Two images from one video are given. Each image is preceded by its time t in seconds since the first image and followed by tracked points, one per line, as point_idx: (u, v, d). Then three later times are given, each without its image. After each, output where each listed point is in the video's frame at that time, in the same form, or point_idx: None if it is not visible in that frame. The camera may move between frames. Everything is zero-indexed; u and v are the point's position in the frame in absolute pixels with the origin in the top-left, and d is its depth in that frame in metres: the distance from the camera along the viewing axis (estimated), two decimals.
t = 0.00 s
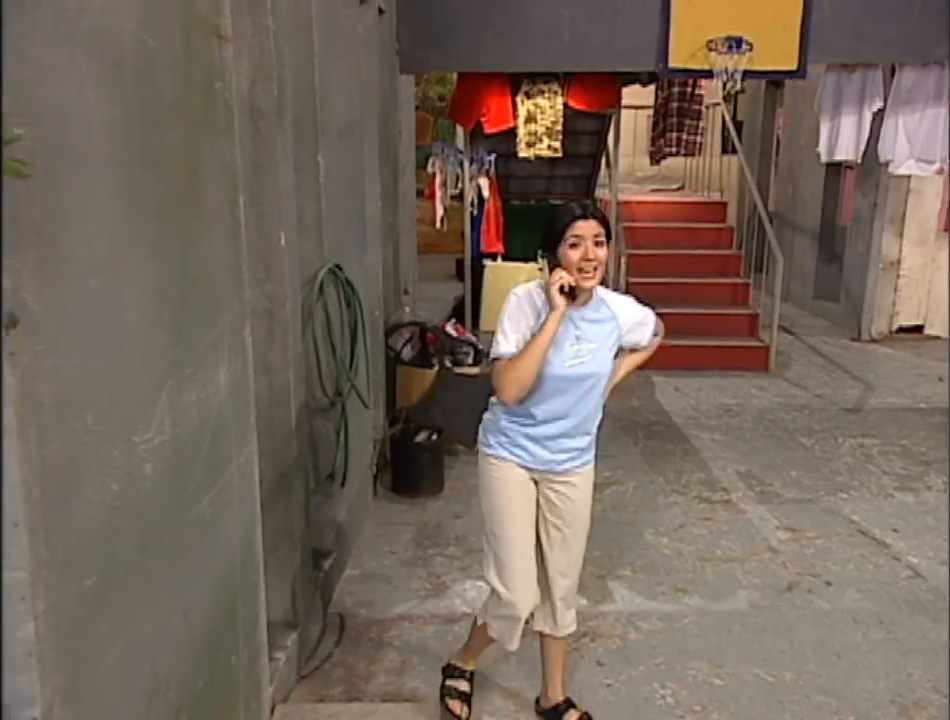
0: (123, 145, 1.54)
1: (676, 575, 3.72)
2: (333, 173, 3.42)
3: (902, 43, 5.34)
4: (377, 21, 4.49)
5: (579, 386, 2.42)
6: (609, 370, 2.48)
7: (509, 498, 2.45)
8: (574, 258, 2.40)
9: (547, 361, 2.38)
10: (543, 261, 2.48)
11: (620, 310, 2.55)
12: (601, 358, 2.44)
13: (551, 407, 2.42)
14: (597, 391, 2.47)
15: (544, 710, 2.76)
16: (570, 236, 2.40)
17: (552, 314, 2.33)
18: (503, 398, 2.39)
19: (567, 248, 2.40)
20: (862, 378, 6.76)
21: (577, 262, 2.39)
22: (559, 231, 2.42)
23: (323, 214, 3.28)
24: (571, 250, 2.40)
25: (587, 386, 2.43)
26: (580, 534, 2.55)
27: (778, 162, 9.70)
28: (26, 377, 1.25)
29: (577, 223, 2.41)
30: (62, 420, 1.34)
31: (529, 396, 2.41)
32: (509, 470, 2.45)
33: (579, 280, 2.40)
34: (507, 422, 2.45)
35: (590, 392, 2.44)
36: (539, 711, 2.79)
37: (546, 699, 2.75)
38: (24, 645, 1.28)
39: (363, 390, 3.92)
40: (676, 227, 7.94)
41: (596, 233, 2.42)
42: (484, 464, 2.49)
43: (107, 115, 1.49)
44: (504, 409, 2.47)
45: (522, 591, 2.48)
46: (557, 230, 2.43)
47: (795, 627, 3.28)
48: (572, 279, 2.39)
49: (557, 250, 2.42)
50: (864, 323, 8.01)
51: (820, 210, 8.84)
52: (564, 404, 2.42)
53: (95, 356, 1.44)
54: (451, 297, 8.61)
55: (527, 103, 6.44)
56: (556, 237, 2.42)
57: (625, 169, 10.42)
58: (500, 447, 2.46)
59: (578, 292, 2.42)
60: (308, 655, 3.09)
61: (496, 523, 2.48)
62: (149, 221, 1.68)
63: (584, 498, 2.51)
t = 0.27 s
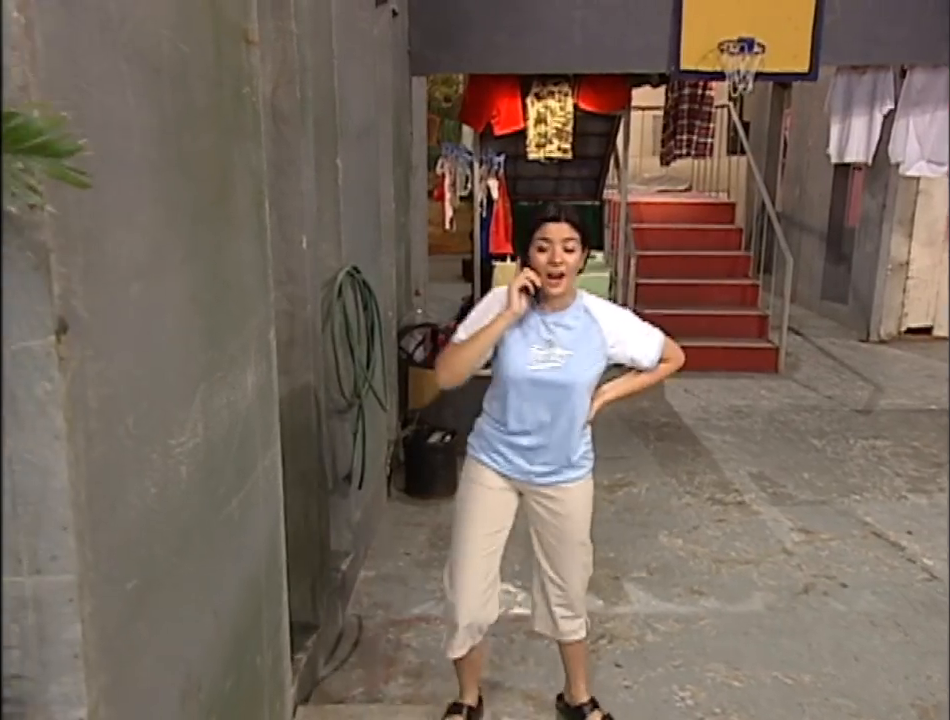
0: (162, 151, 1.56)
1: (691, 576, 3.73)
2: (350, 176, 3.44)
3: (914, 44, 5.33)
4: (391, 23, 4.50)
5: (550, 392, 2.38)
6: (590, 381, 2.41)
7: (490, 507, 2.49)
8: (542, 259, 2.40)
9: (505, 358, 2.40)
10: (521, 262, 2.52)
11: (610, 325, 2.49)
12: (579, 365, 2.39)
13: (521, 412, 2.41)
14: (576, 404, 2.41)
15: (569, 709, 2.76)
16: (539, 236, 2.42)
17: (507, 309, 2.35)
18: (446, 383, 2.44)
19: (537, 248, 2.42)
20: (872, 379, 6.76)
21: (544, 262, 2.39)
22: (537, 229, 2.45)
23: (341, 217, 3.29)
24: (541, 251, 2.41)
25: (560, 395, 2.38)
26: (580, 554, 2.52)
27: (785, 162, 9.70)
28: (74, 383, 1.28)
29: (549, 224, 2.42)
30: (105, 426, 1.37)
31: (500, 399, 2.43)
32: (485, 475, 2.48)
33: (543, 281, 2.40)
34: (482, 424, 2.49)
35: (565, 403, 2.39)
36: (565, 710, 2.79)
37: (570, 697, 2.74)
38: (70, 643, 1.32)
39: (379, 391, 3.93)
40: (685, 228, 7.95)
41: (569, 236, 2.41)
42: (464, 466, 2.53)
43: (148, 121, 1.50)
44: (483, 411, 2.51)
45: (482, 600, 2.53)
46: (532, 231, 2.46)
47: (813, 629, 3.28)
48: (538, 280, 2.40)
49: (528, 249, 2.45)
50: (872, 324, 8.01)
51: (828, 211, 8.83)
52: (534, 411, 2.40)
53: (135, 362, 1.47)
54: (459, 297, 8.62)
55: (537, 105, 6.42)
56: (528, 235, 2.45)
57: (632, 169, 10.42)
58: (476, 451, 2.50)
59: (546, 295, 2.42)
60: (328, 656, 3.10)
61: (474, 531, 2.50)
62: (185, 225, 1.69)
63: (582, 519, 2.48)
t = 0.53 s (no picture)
0: (201, 161, 1.59)
1: (706, 578, 3.74)
2: (367, 178, 3.45)
3: (925, 46, 5.33)
4: (405, 25, 4.51)
5: (512, 391, 2.35)
6: (551, 378, 2.38)
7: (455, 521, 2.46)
8: (497, 245, 2.40)
9: (465, 356, 2.36)
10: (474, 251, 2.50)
11: (571, 316, 2.49)
12: (541, 362, 2.36)
13: (483, 415, 2.37)
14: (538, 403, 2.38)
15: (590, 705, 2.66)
16: (491, 220, 2.42)
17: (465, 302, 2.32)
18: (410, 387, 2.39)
19: (491, 235, 2.41)
20: (880, 380, 6.77)
21: (499, 247, 2.38)
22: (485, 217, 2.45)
23: (359, 220, 3.31)
24: (495, 236, 2.40)
25: (522, 395, 2.36)
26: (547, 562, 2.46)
27: (791, 163, 9.70)
28: (124, 389, 1.32)
29: (503, 209, 2.42)
30: (151, 431, 1.41)
31: (462, 402, 2.40)
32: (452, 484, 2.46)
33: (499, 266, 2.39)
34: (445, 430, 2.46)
35: (527, 403, 2.37)
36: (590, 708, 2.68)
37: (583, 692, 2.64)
38: (117, 646, 1.36)
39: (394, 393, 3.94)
40: (692, 229, 7.96)
41: (523, 220, 2.41)
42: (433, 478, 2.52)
43: (189, 130, 1.54)
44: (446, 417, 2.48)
45: (460, 610, 2.54)
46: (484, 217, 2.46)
47: (829, 631, 3.29)
48: (494, 266, 2.38)
49: (482, 236, 2.44)
50: (879, 325, 8.01)
51: (834, 212, 8.83)
52: (497, 412, 2.37)
53: (177, 368, 1.51)
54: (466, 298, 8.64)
55: (547, 106, 6.45)
56: (482, 223, 2.44)
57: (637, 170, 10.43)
58: (439, 461, 2.47)
59: (502, 281, 2.40)
60: (346, 657, 3.11)
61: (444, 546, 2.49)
62: (220, 231, 1.72)
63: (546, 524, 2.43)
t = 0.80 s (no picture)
0: (249, 171, 1.63)
1: (728, 581, 3.74)
2: (392, 183, 3.46)
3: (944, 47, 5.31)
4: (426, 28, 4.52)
5: (506, 403, 2.31)
6: (542, 384, 2.34)
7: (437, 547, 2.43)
8: (486, 249, 2.35)
9: (457, 373, 2.30)
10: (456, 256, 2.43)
11: (554, 316, 2.42)
12: (531, 369, 2.32)
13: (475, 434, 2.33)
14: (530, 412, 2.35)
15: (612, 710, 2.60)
16: (479, 224, 2.36)
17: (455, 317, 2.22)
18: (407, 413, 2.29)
19: (478, 240, 2.35)
20: (897, 383, 6.75)
21: (489, 252, 2.33)
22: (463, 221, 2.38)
23: (385, 224, 3.32)
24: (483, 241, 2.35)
25: (514, 407, 2.32)
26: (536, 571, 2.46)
27: (805, 164, 9.67)
28: (184, 396, 1.36)
29: (487, 212, 2.37)
30: (207, 436, 1.44)
31: (454, 422, 2.35)
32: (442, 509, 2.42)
33: (490, 272, 2.33)
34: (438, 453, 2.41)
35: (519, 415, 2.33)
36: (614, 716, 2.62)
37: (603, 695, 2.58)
38: (176, 650, 1.40)
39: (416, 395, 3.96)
40: (707, 231, 7.95)
41: (509, 221, 2.37)
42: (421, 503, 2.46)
43: (239, 139, 1.58)
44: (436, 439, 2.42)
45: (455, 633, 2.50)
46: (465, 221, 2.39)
47: (855, 634, 3.30)
48: (484, 273, 2.32)
49: (468, 242, 2.38)
50: (894, 327, 7.99)
51: (849, 213, 8.80)
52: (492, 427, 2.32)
53: (229, 374, 1.55)
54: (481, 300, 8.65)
55: (563, 108, 6.33)
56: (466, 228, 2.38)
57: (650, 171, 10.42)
58: (434, 487, 2.41)
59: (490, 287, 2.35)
60: (373, 658, 3.13)
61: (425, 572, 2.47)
62: (264, 237, 1.75)
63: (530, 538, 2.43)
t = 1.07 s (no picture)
0: (307, 183, 1.68)
1: (758, 585, 3.75)
2: (426, 187, 3.50)
3: None
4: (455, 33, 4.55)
5: (526, 403, 2.23)
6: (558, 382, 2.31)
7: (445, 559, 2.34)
8: (523, 247, 2.24)
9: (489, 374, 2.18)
10: (479, 253, 2.29)
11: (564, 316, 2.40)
12: (551, 367, 2.27)
13: (500, 439, 2.24)
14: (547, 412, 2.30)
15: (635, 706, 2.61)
16: (515, 221, 2.23)
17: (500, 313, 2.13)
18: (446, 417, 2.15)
19: (513, 236, 2.23)
20: (922, 386, 6.71)
21: (526, 250, 2.23)
22: (488, 219, 2.25)
23: (419, 228, 3.36)
24: (519, 238, 2.24)
25: (537, 408, 2.26)
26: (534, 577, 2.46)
27: (827, 164, 9.61)
28: (253, 403, 1.41)
29: (520, 207, 2.24)
30: (270, 442, 1.49)
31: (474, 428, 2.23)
32: (457, 520, 2.30)
33: (526, 271, 2.24)
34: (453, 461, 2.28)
35: (540, 416, 2.28)
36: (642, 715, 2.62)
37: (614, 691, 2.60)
38: (242, 652, 1.46)
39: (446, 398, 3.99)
40: (730, 232, 7.94)
41: (541, 217, 2.27)
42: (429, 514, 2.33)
43: (299, 152, 1.63)
44: (448, 447, 2.28)
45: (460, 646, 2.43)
46: (492, 215, 2.24)
47: (887, 640, 3.29)
48: (523, 271, 2.22)
49: (498, 238, 2.24)
50: (918, 330, 7.94)
51: (872, 215, 8.75)
52: (511, 429, 2.23)
53: (288, 381, 1.60)
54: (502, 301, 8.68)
55: (587, 110, 6.40)
56: (497, 223, 2.23)
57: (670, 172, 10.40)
58: (450, 499, 2.29)
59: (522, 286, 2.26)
60: (407, 658, 3.17)
61: (434, 583, 2.39)
62: (319, 246, 1.80)
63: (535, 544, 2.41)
